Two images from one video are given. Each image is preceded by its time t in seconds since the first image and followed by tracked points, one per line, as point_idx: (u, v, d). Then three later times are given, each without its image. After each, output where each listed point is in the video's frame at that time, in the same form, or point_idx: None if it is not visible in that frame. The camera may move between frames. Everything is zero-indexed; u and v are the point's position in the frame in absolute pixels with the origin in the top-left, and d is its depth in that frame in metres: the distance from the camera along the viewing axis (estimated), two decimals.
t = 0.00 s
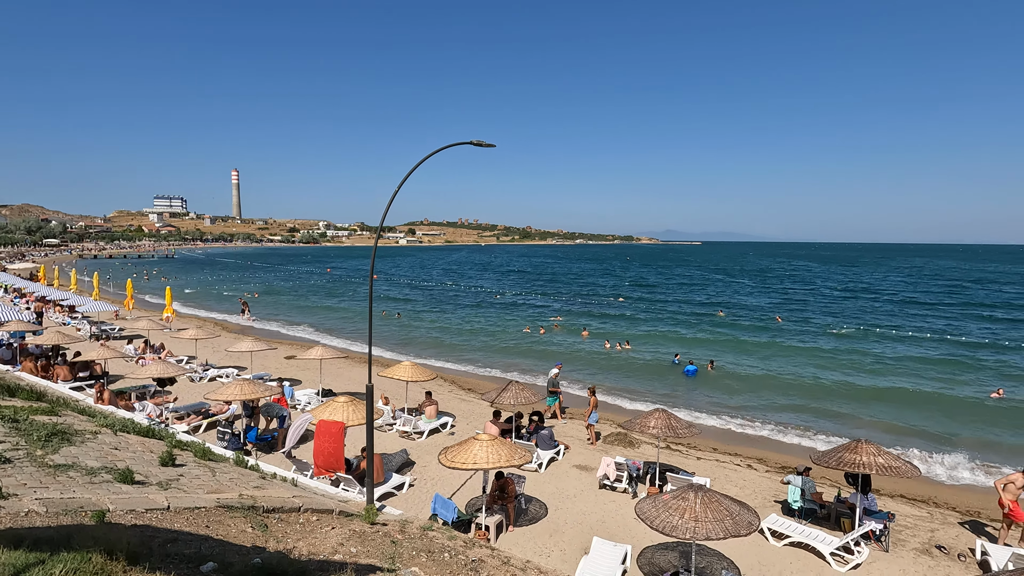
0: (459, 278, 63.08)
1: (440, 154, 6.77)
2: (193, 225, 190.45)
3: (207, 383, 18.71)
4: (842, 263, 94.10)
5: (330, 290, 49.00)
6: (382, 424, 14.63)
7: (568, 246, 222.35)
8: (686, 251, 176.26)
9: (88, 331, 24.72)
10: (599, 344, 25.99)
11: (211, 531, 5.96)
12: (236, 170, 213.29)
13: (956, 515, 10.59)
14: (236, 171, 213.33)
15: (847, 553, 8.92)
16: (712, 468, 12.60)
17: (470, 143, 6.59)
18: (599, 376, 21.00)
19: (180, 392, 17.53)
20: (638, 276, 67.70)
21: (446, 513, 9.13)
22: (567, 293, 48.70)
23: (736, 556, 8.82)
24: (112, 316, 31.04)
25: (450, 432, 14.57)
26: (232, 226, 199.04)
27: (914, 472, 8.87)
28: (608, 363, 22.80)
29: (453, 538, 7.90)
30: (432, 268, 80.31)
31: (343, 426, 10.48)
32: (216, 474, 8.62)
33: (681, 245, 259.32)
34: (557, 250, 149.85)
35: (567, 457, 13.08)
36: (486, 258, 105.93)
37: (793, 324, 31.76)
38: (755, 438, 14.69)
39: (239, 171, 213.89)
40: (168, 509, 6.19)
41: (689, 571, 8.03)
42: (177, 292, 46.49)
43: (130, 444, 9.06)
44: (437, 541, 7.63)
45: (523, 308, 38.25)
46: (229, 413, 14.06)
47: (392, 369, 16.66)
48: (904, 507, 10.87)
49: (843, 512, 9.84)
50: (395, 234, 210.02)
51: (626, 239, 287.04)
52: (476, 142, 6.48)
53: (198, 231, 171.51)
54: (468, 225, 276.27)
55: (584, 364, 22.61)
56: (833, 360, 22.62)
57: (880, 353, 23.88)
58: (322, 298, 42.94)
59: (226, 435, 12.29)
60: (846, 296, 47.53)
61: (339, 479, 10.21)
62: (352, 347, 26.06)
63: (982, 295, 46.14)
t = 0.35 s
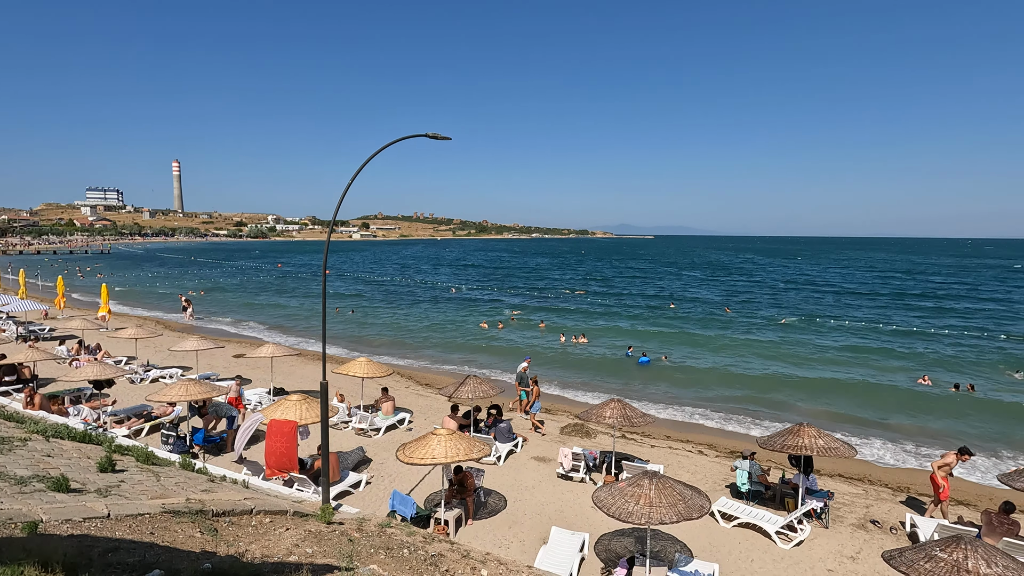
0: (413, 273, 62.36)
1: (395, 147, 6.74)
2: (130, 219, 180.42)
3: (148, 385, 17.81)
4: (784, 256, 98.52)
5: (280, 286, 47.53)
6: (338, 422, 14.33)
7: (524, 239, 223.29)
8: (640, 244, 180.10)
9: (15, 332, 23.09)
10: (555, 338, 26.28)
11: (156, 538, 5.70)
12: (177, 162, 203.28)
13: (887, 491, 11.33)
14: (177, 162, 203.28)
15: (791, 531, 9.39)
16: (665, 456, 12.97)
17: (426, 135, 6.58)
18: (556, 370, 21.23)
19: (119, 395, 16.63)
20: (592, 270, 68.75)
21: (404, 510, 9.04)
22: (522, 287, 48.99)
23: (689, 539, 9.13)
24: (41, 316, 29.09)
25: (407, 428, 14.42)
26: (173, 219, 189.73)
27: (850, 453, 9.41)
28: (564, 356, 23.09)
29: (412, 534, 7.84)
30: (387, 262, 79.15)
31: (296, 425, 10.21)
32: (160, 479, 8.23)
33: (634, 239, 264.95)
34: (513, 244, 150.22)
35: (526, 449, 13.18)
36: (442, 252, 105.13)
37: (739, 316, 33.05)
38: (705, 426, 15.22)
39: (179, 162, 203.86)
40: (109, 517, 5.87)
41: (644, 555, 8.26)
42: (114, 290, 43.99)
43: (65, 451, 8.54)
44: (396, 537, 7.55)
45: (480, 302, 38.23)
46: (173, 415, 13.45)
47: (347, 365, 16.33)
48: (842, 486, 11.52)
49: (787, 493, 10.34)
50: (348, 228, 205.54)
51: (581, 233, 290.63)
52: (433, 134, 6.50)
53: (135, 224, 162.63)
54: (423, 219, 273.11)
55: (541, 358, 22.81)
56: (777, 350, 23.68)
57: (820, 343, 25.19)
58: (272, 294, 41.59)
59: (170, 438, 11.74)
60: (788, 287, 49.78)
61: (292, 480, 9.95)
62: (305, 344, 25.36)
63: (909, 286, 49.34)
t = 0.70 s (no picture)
0: (371, 269, 61.31)
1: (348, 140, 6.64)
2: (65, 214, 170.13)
3: (89, 389, 16.90)
4: (735, 251, 101.84)
5: (230, 283, 45.86)
6: (294, 422, 13.98)
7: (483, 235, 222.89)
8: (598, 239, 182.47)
9: None
10: (515, 334, 26.40)
11: (99, 548, 5.43)
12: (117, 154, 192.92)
13: (831, 473, 11.94)
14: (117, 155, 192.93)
15: (743, 514, 9.77)
16: (624, 446, 13.25)
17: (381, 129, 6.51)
18: (516, 365, 21.30)
19: (56, 399, 15.70)
20: (551, 265, 69.40)
21: (365, 509, 8.92)
22: (482, 282, 48.94)
23: (647, 526, 9.37)
24: None
25: (367, 426, 14.21)
26: (113, 214, 180.06)
27: (797, 438, 9.86)
28: (524, 351, 23.26)
29: (373, 533, 7.76)
30: (344, 258, 77.62)
31: (250, 426, 9.90)
32: (104, 487, 7.82)
33: (592, 234, 268.46)
34: (473, 239, 149.54)
35: (487, 444, 13.20)
36: (400, 248, 103.74)
37: (693, 309, 34.05)
38: (661, 417, 15.61)
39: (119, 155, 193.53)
40: (49, 528, 5.57)
41: (605, 543, 8.44)
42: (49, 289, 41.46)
43: None
44: (356, 537, 7.45)
45: (439, 298, 37.99)
46: (117, 419, 12.81)
47: (302, 364, 15.93)
48: (789, 469, 12.06)
49: (740, 478, 10.74)
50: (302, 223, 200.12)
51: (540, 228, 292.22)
52: (390, 129, 6.45)
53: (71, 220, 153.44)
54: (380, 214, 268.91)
55: (501, 354, 22.88)
56: (728, 343, 24.56)
57: (769, 335, 26.24)
58: (222, 292, 40.10)
59: (114, 443, 11.19)
60: (739, 281, 51.55)
61: (247, 482, 9.66)
62: (258, 343, 24.59)
63: (851, 279, 51.88)
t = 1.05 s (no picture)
0: (330, 266, 60.07)
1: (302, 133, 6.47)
2: None
3: (26, 394, 15.96)
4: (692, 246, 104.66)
5: (181, 282, 44.10)
6: (250, 423, 13.58)
7: (445, 231, 221.33)
8: (559, 235, 184.00)
9: None
10: (477, 330, 26.39)
11: (39, 560, 5.16)
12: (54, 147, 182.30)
13: (782, 458, 12.44)
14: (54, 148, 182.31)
15: (700, 501, 10.08)
16: (586, 438, 13.44)
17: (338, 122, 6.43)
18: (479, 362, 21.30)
19: None
20: (513, 261, 69.61)
21: (325, 509, 8.76)
22: (444, 279, 48.70)
23: (609, 516, 9.55)
24: None
25: (327, 425, 13.95)
26: (51, 210, 170.08)
27: (750, 425, 10.23)
28: (486, 348, 23.29)
29: (334, 533, 7.63)
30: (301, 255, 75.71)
31: (202, 429, 9.56)
32: (44, 496, 7.42)
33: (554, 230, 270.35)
34: (434, 236, 148.28)
35: (450, 440, 13.17)
36: (359, 245, 101.85)
37: (651, 304, 34.83)
38: (622, 409, 15.91)
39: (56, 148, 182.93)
40: None
41: (567, 535, 8.56)
42: None
43: None
44: (316, 538, 7.31)
45: (400, 295, 37.56)
46: (58, 425, 12.15)
47: (259, 363, 15.48)
48: (743, 456, 12.51)
49: (697, 466, 11.06)
50: (257, 219, 193.94)
51: (502, 224, 292.30)
52: (346, 122, 6.37)
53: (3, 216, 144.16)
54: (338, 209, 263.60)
55: (463, 351, 22.83)
56: (685, 337, 25.27)
57: (723, 329, 27.10)
58: (172, 291, 38.51)
59: (55, 451, 10.61)
60: (695, 276, 52.97)
61: (200, 486, 9.33)
62: (211, 343, 23.75)
63: (800, 273, 54.05)
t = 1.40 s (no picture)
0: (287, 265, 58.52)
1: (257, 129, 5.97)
2: None
3: None
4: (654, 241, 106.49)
5: (129, 282, 42.20)
6: (206, 427, 13.14)
7: (407, 227, 218.80)
8: (523, 232, 184.21)
9: None
10: (441, 328, 26.24)
11: None
12: None
13: (738, 447, 12.87)
14: None
15: (661, 491, 10.34)
16: (550, 433, 13.56)
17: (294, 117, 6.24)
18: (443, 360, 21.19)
19: None
20: (477, 258, 69.44)
21: (286, 513, 8.58)
22: (406, 277, 48.16)
23: (573, 509, 9.68)
24: None
25: (287, 427, 13.63)
26: None
27: (708, 416, 10.53)
28: (450, 346, 23.20)
29: (295, 536, 7.48)
30: (258, 253, 73.52)
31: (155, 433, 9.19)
32: None
33: (517, 227, 270.91)
34: (397, 233, 146.57)
35: (414, 438, 13.07)
36: (319, 242, 99.63)
37: (612, 300, 35.37)
38: (585, 405, 16.13)
39: None
40: None
41: (532, 528, 8.64)
42: None
43: None
44: (277, 542, 7.14)
45: (361, 294, 36.95)
46: None
47: (214, 365, 14.97)
48: (702, 446, 12.86)
49: (658, 457, 11.33)
50: (210, 216, 187.18)
51: (465, 221, 291.07)
52: (304, 117, 6.20)
53: None
54: (296, 206, 257.14)
55: (426, 349, 22.67)
56: (646, 332, 25.79)
57: (682, 323, 27.76)
58: (120, 292, 36.81)
59: None
60: (655, 272, 54.04)
61: (153, 493, 8.99)
62: (163, 345, 22.83)
63: (755, 268, 55.84)
